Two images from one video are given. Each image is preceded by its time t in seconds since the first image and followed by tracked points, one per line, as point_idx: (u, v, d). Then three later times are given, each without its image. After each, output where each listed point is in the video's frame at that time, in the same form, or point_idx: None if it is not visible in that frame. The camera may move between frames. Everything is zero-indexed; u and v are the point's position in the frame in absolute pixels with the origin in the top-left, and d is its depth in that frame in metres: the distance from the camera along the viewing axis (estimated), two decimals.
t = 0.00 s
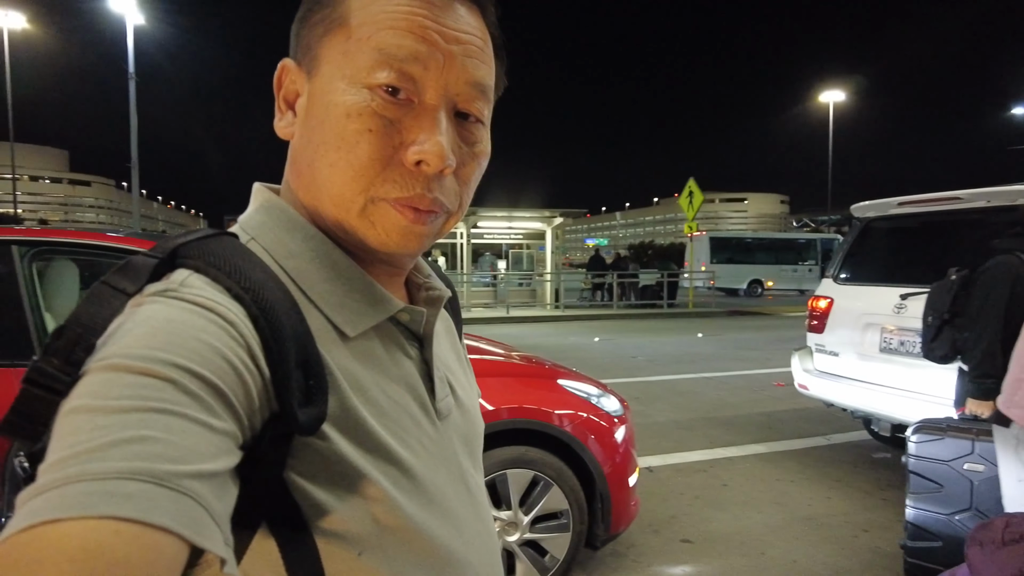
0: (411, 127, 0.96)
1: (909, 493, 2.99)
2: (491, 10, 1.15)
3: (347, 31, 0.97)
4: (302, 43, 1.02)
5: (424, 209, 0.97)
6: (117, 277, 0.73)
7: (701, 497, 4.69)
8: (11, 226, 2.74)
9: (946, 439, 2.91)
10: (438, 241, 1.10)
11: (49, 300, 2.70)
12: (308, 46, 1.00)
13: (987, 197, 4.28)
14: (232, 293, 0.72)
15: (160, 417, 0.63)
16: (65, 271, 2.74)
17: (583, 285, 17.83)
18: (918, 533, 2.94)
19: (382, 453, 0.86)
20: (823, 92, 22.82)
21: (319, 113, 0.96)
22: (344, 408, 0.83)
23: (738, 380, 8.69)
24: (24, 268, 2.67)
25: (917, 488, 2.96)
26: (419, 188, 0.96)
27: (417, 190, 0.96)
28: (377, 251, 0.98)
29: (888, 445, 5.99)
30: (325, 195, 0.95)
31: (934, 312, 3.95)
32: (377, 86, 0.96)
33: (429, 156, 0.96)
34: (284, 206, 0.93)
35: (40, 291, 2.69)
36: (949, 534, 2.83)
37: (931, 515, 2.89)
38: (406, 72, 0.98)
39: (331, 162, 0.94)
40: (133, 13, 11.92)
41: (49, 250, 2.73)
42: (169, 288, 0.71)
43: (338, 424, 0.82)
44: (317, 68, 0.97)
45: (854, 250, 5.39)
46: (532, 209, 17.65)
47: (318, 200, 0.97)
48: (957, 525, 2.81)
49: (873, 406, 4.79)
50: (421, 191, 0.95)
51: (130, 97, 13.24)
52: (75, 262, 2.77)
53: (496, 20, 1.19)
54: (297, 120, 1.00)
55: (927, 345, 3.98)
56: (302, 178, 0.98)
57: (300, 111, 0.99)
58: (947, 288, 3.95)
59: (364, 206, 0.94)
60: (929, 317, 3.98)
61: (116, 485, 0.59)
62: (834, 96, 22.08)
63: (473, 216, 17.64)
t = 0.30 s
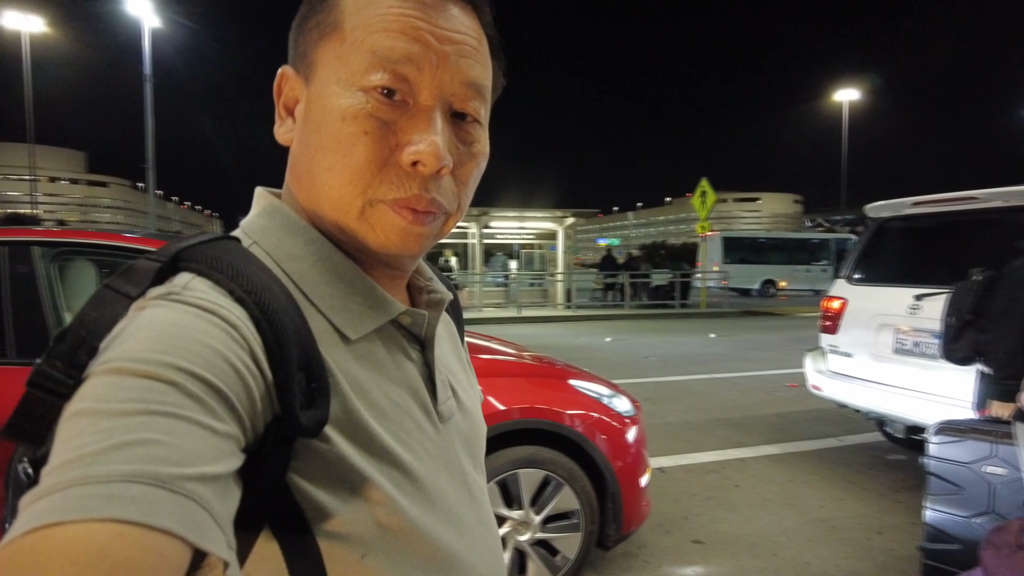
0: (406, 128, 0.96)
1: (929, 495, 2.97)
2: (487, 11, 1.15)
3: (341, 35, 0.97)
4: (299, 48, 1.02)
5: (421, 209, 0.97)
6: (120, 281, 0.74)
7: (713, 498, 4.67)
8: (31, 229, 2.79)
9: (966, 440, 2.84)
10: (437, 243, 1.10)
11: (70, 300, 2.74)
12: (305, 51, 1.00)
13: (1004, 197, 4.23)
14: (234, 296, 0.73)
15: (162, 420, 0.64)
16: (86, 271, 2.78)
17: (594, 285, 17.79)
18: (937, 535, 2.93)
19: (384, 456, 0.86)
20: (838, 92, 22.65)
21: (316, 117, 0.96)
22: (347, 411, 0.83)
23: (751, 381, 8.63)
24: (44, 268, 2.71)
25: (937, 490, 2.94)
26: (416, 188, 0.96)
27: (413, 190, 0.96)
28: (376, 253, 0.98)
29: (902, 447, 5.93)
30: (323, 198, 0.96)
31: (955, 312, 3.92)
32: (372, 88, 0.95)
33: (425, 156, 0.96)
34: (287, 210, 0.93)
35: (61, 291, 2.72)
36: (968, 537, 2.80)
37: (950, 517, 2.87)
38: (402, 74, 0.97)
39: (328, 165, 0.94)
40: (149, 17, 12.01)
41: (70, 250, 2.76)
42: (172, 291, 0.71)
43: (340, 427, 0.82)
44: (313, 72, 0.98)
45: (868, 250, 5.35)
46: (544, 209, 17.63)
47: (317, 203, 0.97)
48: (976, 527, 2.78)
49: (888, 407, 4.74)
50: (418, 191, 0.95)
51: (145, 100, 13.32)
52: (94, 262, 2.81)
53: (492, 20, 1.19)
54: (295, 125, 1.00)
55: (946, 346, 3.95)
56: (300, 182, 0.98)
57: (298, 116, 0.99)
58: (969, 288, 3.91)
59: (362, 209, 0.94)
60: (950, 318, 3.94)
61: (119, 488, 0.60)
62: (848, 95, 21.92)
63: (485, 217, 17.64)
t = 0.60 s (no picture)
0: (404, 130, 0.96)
1: (951, 496, 2.93)
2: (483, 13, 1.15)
3: (337, 40, 0.97)
4: (297, 54, 1.02)
5: (420, 211, 0.97)
6: (121, 285, 0.74)
7: (726, 500, 4.63)
8: (50, 230, 2.82)
9: (991, 444, 2.75)
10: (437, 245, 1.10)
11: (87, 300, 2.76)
12: (302, 58, 1.00)
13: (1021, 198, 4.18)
14: (235, 300, 0.73)
15: (162, 424, 0.64)
16: (103, 270, 2.80)
17: (606, 286, 17.71)
18: (958, 536, 2.90)
19: (385, 459, 0.85)
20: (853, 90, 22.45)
21: (314, 121, 0.96)
22: (348, 415, 0.82)
23: (765, 382, 8.57)
24: (63, 268, 2.74)
25: (960, 491, 2.89)
26: (415, 191, 0.95)
27: (412, 192, 0.95)
28: (377, 255, 0.98)
29: (917, 449, 5.87)
30: (323, 203, 0.95)
31: (979, 314, 3.84)
32: (369, 92, 0.95)
33: (423, 158, 0.96)
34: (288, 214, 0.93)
35: (78, 291, 2.75)
36: (987, 540, 2.77)
37: (972, 520, 2.83)
38: (398, 77, 0.97)
39: (327, 169, 0.94)
40: (165, 19, 12.11)
41: (88, 251, 2.79)
42: (173, 295, 0.71)
43: (341, 430, 0.82)
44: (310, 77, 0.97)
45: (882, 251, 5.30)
46: (555, 209, 17.61)
47: (317, 207, 0.97)
48: (998, 531, 2.73)
49: (903, 409, 4.68)
50: (416, 194, 0.95)
51: (161, 101, 13.42)
52: (111, 263, 2.83)
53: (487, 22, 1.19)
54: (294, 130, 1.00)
55: (969, 349, 3.88)
56: (300, 188, 0.98)
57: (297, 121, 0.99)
58: (993, 291, 3.86)
59: (361, 212, 0.94)
60: (975, 319, 3.86)
61: (120, 493, 0.60)
62: (863, 94, 21.74)
63: (497, 217, 17.66)
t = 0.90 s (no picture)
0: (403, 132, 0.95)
1: (979, 499, 2.85)
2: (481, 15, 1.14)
3: (335, 44, 0.97)
4: (296, 60, 1.02)
5: (419, 213, 0.96)
6: (122, 291, 0.74)
7: (739, 501, 4.60)
8: (69, 231, 2.85)
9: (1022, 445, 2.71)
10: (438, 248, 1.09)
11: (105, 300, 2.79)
12: (301, 63, 1.00)
13: None
14: (237, 304, 0.73)
15: (163, 430, 0.64)
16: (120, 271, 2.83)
17: (619, 286, 17.64)
18: (983, 538, 2.79)
19: (387, 462, 0.85)
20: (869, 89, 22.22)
21: (314, 126, 0.96)
22: (350, 418, 0.82)
23: (779, 383, 8.49)
24: (81, 269, 2.77)
25: (988, 493, 2.81)
26: (414, 193, 0.95)
27: (412, 194, 0.95)
28: (378, 258, 0.97)
29: (934, 451, 5.80)
30: (323, 207, 0.95)
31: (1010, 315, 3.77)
32: (367, 95, 0.95)
33: (422, 160, 0.95)
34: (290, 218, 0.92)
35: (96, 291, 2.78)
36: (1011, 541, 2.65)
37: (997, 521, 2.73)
38: (396, 79, 0.97)
39: (327, 173, 0.94)
40: (182, 23, 12.22)
41: (106, 252, 2.82)
42: (174, 300, 0.71)
43: (344, 433, 0.81)
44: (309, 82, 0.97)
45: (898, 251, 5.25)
46: (568, 209, 17.57)
47: (317, 212, 0.97)
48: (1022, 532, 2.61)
49: (920, 411, 4.62)
50: (415, 196, 0.94)
51: (177, 103, 13.50)
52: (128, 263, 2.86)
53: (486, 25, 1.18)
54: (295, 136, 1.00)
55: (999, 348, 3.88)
56: (301, 193, 0.98)
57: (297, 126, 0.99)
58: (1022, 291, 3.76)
59: (360, 215, 0.93)
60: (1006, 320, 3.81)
61: (122, 500, 0.59)
62: (879, 92, 21.52)
63: (510, 217, 17.65)
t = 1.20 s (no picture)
0: (403, 133, 0.95)
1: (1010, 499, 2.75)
2: (482, 16, 1.14)
3: (334, 46, 0.96)
4: (297, 62, 1.02)
5: (421, 214, 0.95)
6: (124, 294, 0.74)
7: (754, 503, 4.55)
8: (89, 231, 2.89)
9: None
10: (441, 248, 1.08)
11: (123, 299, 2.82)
12: (302, 65, 1.00)
13: None
14: (239, 307, 0.72)
15: (164, 435, 0.63)
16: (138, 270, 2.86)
17: (634, 285, 17.56)
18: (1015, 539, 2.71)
19: (390, 465, 0.84)
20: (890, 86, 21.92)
21: (315, 128, 0.95)
22: (354, 421, 0.81)
23: (796, 385, 8.41)
24: (101, 268, 2.80)
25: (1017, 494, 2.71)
26: (415, 193, 0.94)
27: (413, 195, 0.94)
28: (380, 259, 0.97)
29: (955, 454, 5.71)
30: (324, 208, 0.95)
31: None
32: (368, 97, 0.94)
33: (423, 160, 0.94)
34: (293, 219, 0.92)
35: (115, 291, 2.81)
36: None
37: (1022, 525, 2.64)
38: (396, 79, 0.96)
39: (328, 175, 0.93)
40: (200, 26, 12.35)
41: (124, 252, 2.86)
42: (176, 303, 0.71)
43: (347, 436, 0.81)
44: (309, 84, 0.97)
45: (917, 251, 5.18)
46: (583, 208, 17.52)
47: (319, 213, 0.96)
48: None
49: (939, 413, 4.55)
50: (416, 197, 0.94)
51: (195, 104, 13.60)
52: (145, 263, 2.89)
53: (487, 26, 1.18)
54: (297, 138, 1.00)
55: None
56: (303, 194, 0.97)
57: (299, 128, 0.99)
58: None
59: (362, 217, 0.93)
60: None
61: (123, 505, 0.59)
62: (899, 89, 21.24)
63: (524, 217, 17.63)
